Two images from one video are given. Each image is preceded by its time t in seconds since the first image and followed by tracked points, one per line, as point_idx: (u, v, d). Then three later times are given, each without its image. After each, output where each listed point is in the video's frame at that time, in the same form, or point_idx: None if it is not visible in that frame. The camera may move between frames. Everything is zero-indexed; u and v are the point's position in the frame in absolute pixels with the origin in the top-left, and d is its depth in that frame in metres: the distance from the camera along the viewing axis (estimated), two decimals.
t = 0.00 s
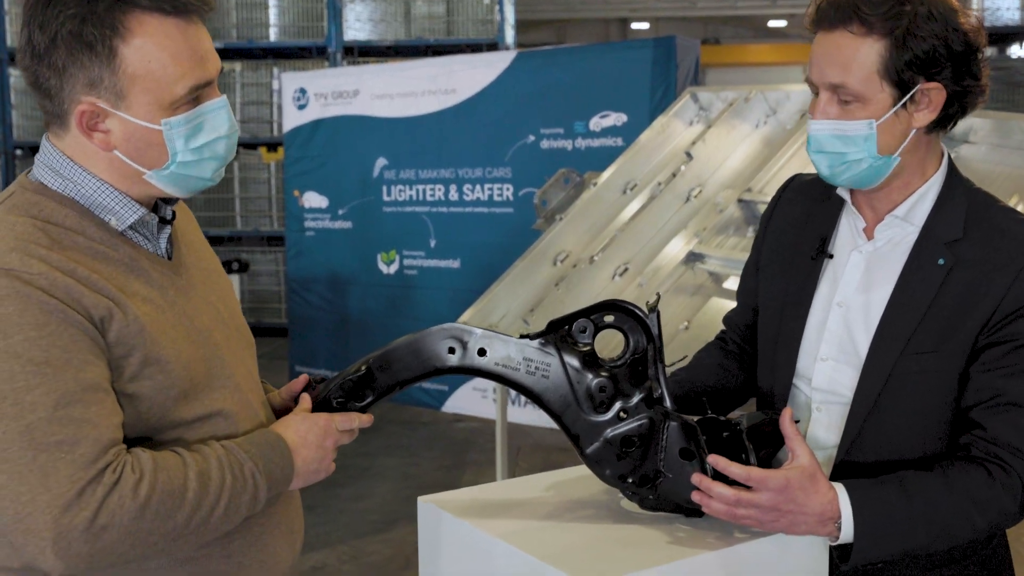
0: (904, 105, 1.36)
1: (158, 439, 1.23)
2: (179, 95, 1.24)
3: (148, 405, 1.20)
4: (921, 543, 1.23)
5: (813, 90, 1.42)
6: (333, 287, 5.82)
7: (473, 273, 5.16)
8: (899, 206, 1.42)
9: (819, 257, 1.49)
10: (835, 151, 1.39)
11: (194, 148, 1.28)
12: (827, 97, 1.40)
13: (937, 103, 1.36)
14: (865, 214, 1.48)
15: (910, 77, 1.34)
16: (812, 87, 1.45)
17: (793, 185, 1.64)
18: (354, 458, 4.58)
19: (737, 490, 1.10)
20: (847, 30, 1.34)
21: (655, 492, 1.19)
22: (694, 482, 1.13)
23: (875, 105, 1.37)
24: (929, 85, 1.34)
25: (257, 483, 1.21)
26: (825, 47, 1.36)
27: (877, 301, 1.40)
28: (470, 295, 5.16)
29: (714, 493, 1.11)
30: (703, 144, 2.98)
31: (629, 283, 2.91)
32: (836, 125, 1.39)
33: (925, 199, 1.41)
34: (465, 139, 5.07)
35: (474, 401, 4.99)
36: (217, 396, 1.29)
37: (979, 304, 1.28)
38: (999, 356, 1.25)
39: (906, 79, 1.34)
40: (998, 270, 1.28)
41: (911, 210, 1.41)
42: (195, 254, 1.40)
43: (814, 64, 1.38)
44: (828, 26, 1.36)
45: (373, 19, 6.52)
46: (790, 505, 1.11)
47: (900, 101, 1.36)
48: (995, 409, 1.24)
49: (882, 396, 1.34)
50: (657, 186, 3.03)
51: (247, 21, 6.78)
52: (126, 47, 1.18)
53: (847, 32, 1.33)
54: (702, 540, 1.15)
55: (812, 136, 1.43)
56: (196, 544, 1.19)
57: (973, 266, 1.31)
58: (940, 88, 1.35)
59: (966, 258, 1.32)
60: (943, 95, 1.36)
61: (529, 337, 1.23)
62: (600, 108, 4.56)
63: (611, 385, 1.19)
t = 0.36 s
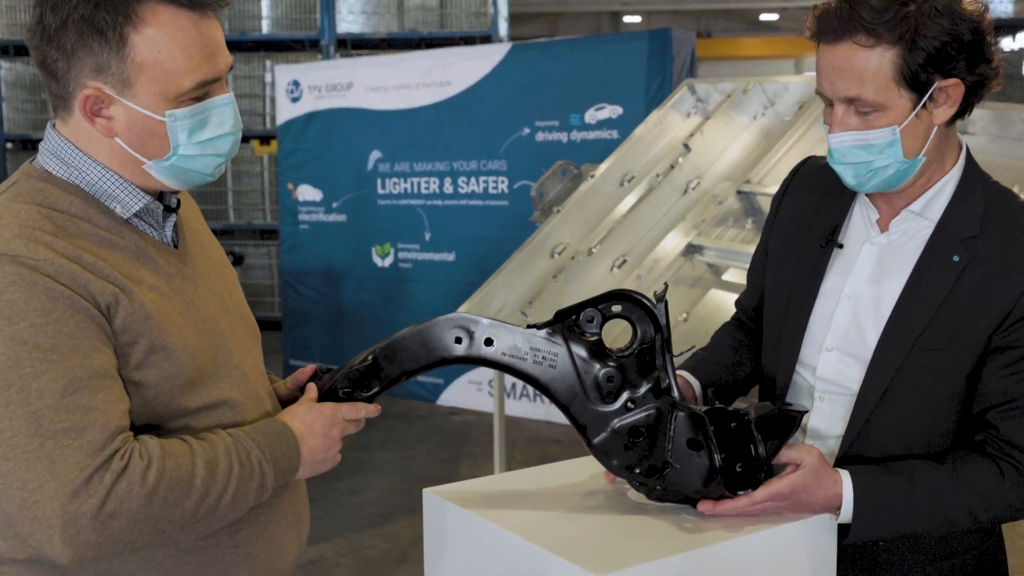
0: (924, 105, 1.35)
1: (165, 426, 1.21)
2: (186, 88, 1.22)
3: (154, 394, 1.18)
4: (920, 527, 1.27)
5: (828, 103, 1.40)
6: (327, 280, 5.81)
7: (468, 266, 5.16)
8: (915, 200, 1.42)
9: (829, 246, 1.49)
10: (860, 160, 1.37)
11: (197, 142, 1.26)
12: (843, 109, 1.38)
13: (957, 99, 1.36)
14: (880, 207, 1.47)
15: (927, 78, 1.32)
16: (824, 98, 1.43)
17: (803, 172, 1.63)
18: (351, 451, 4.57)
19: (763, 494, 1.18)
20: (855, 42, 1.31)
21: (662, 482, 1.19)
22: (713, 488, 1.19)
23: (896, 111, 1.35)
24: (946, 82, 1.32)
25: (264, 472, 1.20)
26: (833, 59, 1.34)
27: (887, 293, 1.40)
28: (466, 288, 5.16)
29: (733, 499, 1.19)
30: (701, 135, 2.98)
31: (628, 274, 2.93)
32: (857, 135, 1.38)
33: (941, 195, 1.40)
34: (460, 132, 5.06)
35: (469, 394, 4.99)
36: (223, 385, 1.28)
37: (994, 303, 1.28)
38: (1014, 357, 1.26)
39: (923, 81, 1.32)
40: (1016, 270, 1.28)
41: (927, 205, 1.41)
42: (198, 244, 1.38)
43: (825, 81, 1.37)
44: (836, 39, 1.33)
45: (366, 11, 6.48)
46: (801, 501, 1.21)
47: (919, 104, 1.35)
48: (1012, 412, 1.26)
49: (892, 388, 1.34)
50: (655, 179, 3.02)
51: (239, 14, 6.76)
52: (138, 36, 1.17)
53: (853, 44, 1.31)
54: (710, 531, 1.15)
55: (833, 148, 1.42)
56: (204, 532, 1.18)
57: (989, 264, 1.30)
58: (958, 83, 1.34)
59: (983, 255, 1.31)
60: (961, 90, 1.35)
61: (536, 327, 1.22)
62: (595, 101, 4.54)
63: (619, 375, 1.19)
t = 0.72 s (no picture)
0: (922, 71, 1.31)
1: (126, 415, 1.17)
2: (150, 64, 1.17)
3: (115, 381, 1.14)
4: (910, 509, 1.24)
5: (823, 70, 1.36)
6: (319, 263, 5.76)
7: (460, 247, 5.11)
8: (916, 171, 1.37)
9: (829, 224, 1.44)
10: (855, 129, 1.33)
11: (159, 123, 1.21)
12: (838, 76, 1.35)
13: (957, 63, 1.31)
14: (881, 181, 1.43)
15: (925, 43, 1.28)
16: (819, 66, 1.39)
17: (805, 149, 1.58)
18: (341, 435, 4.54)
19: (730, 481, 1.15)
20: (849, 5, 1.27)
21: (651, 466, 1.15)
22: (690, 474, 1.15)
23: (892, 77, 1.31)
24: (944, 47, 1.28)
25: (230, 463, 1.15)
26: (827, 26, 1.30)
27: (888, 268, 1.36)
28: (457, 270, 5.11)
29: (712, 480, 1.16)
30: (693, 114, 2.92)
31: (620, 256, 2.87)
32: (853, 102, 1.34)
33: (943, 166, 1.36)
34: (451, 113, 5.00)
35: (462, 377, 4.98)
36: (189, 371, 1.23)
37: (996, 278, 1.24)
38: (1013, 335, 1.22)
39: (920, 47, 1.28)
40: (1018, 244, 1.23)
41: (928, 176, 1.36)
42: (168, 226, 1.33)
43: (820, 47, 1.32)
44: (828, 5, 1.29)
45: None
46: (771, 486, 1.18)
47: (916, 69, 1.30)
48: (1008, 390, 1.21)
49: (889, 366, 1.30)
50: (647, 159, 2.97)
51: None
52: (100, 9, 1.11)
53: (849, 8, 1.27)
54: (695, 520, 1.10)
55: (828, 116, 1.38)
56: (166, 524, 1.14)
57: (991, 237, 1.26)
58: (957, 47, 1.29)
59: (985, 229, 1.27)
60: (962, 54, 1.30)
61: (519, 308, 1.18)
62: (588, 80, 4.49)
63: (606, 357, 1.15)
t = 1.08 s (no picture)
0: (926, 32, 1.24)
1: (59, 401, 1.10)
2: (82, 24, 1.09)
3: (45, 367, 1.07)
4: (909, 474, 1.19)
5: (818, 30, 1.29)
6: (309, 242, 5.68)
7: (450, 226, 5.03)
8: (913, 137, 1.30)
9: (822, 202, 1.37)
10: (852, 92, 1.25)
11: (93, 89, 1.14)
12: (836, 36, 1.27)
13: (961, 27, 1.25)
14: (872, 153, 1.36)
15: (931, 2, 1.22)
16: (813, 25, 1.31)
17: (789, 122, 1.51)
18: (330, 416, 4.48)
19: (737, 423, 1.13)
20: None
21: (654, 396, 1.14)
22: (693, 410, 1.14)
23: (895, 38, 1.24)
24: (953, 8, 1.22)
25: (174, 440, 1.09)
26: None
27: (883, 244, 1.28)
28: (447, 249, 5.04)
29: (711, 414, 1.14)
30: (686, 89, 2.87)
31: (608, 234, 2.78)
32: (852, 64, 1.26)
33: (938, 134, 1.29)
34: (442, 89, 4.91)
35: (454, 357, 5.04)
36: (127, 354, 1.17)
37: (997, 251, 1.17)
38: (1012, 313, 1.15)
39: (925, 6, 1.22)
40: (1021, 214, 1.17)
41: (924, 144, 1.29)
42: (111, 205, 1.26)
43: (818, 4, 1.23)
44: None
45: None
46: (774, 430, 1.17)
47: (920, 31, 1.24)
48: (1011, 366, 1.16)
49: (884, 348, 1.23)
50: (637, 135, 2.91)
51: None
52: None
53: None
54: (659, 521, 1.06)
55: (823, 79, 1.30)
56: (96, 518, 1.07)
57: (991, 210, 1.19)
58: (965, 9, 1.23)
59: (984, 200, 1.20)
60: (968, 17, 1.25)
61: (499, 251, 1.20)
62: (580, 56, 4.40)
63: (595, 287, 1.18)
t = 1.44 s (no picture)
0: (928, 5, 1.19)
1: None
2: None
3: None
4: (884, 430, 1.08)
5: None
6: (299, 220, 5.62)
7: (442, 203, 4.97)
8: (902, 106, 1.23)
9: (808, 187, 1.27)
10: (848, 61, 1.19)
11: (16, 59, 1.10)
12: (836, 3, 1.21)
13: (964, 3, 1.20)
14: (858, 131, 1.28)
15: None
16: None
17: (760, 106, 1.42)
18: (320, 397, 4.43)
19: (713, 272, 0.99)
20: None
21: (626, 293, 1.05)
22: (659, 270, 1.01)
23: (897, 7, 1.18)
24: None
25: (135, 425, 1.00)
26: None
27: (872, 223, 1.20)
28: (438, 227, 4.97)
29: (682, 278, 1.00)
30: (676, 65, 2.76)
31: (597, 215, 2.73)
32: (850, 30, 1.20)
33: (928, 105, 1.22)
34: (432, 64, 4.82)
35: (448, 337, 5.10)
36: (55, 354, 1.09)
37: (990, 225, 1.11)
38: (997, 284, 1.09)
39: None
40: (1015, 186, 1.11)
41: (915, 115, 1.22)
42: (43, 198, 1.18)
43: None
44: None
45: None
46: (756, 300, 1.03)
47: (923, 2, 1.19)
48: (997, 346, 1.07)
49: (871, 336, 1.16)
50: (627, 112, 2.82)
51: None
52: None
53: None
54: (630, 524, 1.00)
55: (816, 43, 1.24)
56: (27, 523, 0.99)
57: (983, 181, 1.13)
58: None
59: (976, 173, 1.14)
60: None
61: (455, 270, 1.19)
62: (572, 31, 4.31)
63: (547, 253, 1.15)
